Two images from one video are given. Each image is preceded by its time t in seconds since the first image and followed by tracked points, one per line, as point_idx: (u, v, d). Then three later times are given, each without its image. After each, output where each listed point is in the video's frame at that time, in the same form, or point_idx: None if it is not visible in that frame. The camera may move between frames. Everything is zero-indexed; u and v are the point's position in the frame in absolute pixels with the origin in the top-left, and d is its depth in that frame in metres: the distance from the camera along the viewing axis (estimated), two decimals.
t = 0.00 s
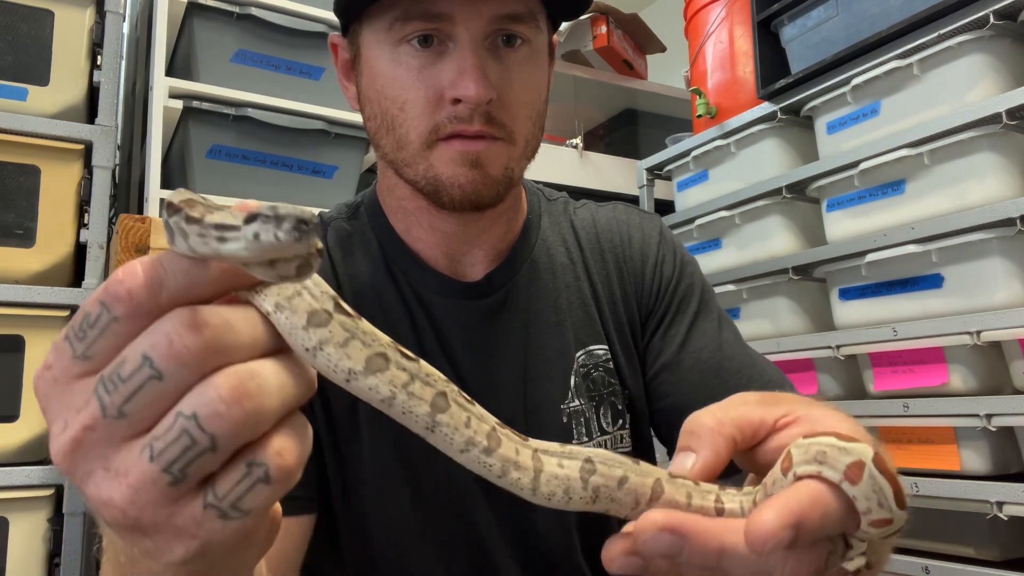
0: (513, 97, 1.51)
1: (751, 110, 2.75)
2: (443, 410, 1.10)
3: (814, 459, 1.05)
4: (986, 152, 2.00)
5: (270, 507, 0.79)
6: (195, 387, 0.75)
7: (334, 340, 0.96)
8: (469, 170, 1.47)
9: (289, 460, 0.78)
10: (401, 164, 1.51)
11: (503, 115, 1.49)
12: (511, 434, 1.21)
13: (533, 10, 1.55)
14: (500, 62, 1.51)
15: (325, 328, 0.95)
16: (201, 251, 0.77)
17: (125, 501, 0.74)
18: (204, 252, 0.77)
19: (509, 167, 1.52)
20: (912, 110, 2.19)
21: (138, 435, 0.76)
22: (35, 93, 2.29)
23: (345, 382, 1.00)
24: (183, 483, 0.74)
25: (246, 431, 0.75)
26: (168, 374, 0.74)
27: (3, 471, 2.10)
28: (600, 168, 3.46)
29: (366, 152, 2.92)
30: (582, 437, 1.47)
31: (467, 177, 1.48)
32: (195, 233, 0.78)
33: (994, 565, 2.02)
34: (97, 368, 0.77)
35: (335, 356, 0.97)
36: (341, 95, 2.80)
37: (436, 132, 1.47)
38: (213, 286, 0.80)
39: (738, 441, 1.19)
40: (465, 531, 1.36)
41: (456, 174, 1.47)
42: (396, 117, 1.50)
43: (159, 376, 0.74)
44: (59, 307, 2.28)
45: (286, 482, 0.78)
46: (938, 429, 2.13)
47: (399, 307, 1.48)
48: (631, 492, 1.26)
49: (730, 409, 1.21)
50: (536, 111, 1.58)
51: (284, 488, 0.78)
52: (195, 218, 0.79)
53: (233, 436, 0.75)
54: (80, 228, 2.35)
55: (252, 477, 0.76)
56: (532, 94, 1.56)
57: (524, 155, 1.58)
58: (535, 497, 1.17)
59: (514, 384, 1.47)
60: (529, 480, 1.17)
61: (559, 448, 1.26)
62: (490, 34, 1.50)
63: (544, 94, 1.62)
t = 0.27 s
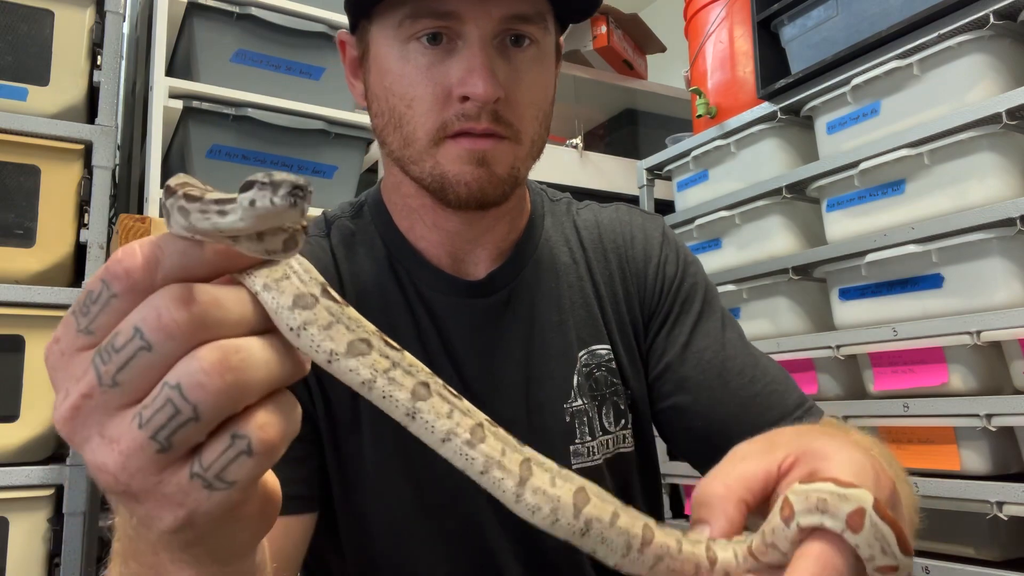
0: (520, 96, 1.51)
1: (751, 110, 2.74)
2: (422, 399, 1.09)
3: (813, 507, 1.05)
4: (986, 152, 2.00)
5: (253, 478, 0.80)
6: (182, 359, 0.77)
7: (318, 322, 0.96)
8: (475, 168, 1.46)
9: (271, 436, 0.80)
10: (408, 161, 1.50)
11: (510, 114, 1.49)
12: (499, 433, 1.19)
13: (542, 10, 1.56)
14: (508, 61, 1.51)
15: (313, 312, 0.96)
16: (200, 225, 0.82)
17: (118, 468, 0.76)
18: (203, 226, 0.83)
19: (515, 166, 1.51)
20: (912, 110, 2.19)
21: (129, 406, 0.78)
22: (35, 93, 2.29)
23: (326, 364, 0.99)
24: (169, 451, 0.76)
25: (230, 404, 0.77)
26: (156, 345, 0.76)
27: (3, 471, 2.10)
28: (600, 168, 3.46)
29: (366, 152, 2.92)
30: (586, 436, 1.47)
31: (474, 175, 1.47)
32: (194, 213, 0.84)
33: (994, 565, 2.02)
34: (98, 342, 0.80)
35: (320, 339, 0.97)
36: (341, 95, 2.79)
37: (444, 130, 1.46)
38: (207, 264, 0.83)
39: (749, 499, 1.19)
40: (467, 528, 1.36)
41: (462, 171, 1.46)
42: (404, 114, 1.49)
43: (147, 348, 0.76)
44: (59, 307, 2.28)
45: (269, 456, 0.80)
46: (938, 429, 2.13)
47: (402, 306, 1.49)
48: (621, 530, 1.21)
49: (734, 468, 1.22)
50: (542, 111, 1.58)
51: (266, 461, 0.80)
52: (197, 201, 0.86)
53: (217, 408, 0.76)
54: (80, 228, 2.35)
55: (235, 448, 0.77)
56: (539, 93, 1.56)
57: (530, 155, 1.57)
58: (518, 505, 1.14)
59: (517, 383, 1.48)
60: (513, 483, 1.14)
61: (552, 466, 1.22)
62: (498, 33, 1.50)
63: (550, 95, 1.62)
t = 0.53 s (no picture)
0: (528, 94, 1.50)
1: (751, 110, 2.74)
2: (436, 382, 1.00)
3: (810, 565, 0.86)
4: (986, 152, 2.00)
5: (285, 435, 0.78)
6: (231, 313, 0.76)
7: (348, 292, 0.88)
8: (482, 166, 1.45)
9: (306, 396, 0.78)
10: (414, 158, 1.48)
11: (518, 113, 1.47)
12: (502, 430, 1.09)
13: (551, 12, 1.56)
14: (517, 61, 1.51)
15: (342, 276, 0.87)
16: (269, 192, 0.80)
17: (159, 413, 0.73)
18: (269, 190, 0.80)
19: (521, 166, 1.50)
20: (912, 110, 2.19)
21: (172, 355, 0.75)
22: (35, 93, 2.29)
23: (348, 335, 0.89)
24: (209, 399, 0.74)
25: (273, 358, 0.75)
26: (209, 295, 0.74)
27: (3, 471, 2.11)
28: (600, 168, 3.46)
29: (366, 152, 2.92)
30: (587, 435, 1.47)
31: (480, 173, 1.45)
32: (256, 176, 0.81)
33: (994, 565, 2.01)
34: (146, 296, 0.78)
35: (344, 308, 0.87)
36: (341, 94, 2.80)
37: (451, 127, 1.43)
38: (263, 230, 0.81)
39: None
40: (469, 526, 1.36)
41: (470, 169, 1.44)
42: (412, 110, 1.47)
43: (199, 299, 0.74)
44: (59, 308, 2.28)
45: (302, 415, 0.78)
46: (938, 429, 2.12)
47: (404, 304, 1.49)
48: (602, 558, 1.08)
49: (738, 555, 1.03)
50: (548, 111, 1.57)
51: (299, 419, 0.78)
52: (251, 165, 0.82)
53: (259, 360, 0.75)
54: (80, 228, 2.35)
55: (270, 402, 0.75)
56: (546, 93, 1.55)
57: (535, 155, 1.57)
58: (506, 504, 1.05)
59: (519, 382, 1.48)
60: (505, 480, 1.04)
61: (545, 480, 1.09)
62: (507, 33, 1.50)
63: (556, 95, 1.62)
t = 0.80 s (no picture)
0: (533, 94, 1.51)
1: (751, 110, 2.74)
2: (503, 352, 0.99)
3: None
4: (986, 152, 2.00)
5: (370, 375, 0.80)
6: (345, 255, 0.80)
7: (442, 256, 0.89)
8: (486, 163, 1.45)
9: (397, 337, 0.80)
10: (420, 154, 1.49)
11: (522, 111, 1.48)
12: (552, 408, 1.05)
13: (557, 12, 1.56)
14: (523, 60, 1.51)
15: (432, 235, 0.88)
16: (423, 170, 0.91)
17: (265, 334, 0.78)
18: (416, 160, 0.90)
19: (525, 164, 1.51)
20: (912, 110, 2.19)
21: (288, 286, 0.80)
22: (35, 93, 2.29)
23: (433, 290, 0.91)
24: (314, 328, 0.78)
25: (374, 301, 0.79)
26: (329, 237, 0.79)
27: (3, 471, 2.11)
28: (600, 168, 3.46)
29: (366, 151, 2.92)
30: (587, 435, 1.47)
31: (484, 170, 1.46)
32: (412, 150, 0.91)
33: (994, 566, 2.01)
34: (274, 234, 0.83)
35: (431, 268, 0.89)
36: (341, 94, 2.79)
37: (457, 124, 1.43)
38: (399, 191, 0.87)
39: None
40: (472, 525, 1.35)
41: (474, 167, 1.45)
42: (417, 107, 1.48)
43: (321, 238, 0.79)
44: (59, 307, 2.27)
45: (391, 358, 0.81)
46: (938, 429, 2.12)
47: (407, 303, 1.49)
48: (617, 554, 0.96)
49: None
50: (551, 111, 1.59)
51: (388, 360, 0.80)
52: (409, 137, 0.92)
53: (365, 300, 0.79)
54: (80, 228, 2.35)
55: (364, 338, 0.78)
56: (550, 93, 1.56)
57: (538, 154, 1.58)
58: (540, 475, 0.99)
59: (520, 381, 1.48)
60: (546, 451, 1.00)
61: (583, 465, 1.01)
62: (512, 33, 1.50)
63: (560, 95, 1.62)
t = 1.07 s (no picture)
0: (536, 93, 1.52)
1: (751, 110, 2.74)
2: (512, 350, 1.03)
3: None
4: (986, 152, 2.00)
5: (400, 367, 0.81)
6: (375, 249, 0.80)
7: (461, 251, 0.94)
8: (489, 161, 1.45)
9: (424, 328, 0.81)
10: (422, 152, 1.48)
11: (526, 110, 1.48)
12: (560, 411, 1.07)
13: (561, 12, 1.58)
14: (526, 58, 1.52)
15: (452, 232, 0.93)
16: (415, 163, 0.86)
17: (297, 328, 0.79)
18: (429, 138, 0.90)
19: (527, 163, 1.51)
20: (912, 110, 2.19)
21: (318, 281, 0.81)
22: (35, 93, 2.29)
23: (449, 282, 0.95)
24: (346, 324, 0.79)
25: (403, 293, 0.80)
26: (359, 233, 0.79)
27: (3, 471, 2.11)
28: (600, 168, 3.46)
29: (366, 152, 2.92)
30: (586, 434, 1.47)
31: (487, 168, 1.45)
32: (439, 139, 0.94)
33: (994, 566, 2.01)
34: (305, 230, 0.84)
35: (450, 262, 0.93)
36: (340, 94, 2.79)
37: (460, 122, 1.43)
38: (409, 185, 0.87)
39: None
40: (474, 524, 1.35)
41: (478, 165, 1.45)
42: (421, 105, 1.47)
43: (350, 235, 0.79)
44: (59, 307, 2.27)
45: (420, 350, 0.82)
46: (938, 429, 2.12)
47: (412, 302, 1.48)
48: (603, 564, 0.98)
49: None
50: (554, 111, 1.59)
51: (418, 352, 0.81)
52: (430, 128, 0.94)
53: (396, 294, 0.79)
54: (80, 228, 2.35)
55: (394, 330, 0.79)
56: (554, 93, 1.57)
57: (540, 154, 1.58)
58: (534, 474, 1.02)
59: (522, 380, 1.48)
60: (541, 453, 1.02)
61: (582, 471, 1.03)
62: (516, 32, 1.51)
63: (563, 96, 1.63)
